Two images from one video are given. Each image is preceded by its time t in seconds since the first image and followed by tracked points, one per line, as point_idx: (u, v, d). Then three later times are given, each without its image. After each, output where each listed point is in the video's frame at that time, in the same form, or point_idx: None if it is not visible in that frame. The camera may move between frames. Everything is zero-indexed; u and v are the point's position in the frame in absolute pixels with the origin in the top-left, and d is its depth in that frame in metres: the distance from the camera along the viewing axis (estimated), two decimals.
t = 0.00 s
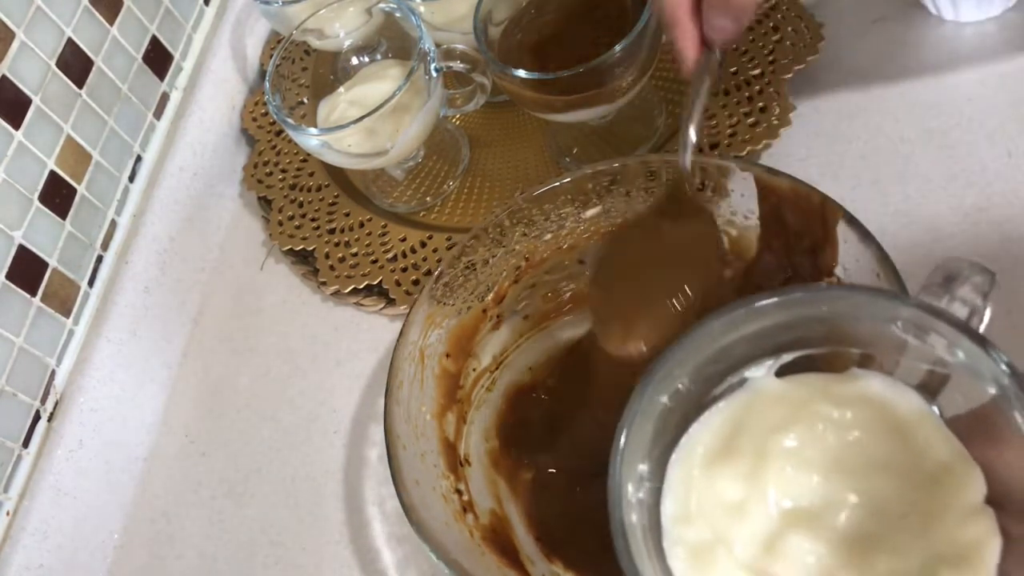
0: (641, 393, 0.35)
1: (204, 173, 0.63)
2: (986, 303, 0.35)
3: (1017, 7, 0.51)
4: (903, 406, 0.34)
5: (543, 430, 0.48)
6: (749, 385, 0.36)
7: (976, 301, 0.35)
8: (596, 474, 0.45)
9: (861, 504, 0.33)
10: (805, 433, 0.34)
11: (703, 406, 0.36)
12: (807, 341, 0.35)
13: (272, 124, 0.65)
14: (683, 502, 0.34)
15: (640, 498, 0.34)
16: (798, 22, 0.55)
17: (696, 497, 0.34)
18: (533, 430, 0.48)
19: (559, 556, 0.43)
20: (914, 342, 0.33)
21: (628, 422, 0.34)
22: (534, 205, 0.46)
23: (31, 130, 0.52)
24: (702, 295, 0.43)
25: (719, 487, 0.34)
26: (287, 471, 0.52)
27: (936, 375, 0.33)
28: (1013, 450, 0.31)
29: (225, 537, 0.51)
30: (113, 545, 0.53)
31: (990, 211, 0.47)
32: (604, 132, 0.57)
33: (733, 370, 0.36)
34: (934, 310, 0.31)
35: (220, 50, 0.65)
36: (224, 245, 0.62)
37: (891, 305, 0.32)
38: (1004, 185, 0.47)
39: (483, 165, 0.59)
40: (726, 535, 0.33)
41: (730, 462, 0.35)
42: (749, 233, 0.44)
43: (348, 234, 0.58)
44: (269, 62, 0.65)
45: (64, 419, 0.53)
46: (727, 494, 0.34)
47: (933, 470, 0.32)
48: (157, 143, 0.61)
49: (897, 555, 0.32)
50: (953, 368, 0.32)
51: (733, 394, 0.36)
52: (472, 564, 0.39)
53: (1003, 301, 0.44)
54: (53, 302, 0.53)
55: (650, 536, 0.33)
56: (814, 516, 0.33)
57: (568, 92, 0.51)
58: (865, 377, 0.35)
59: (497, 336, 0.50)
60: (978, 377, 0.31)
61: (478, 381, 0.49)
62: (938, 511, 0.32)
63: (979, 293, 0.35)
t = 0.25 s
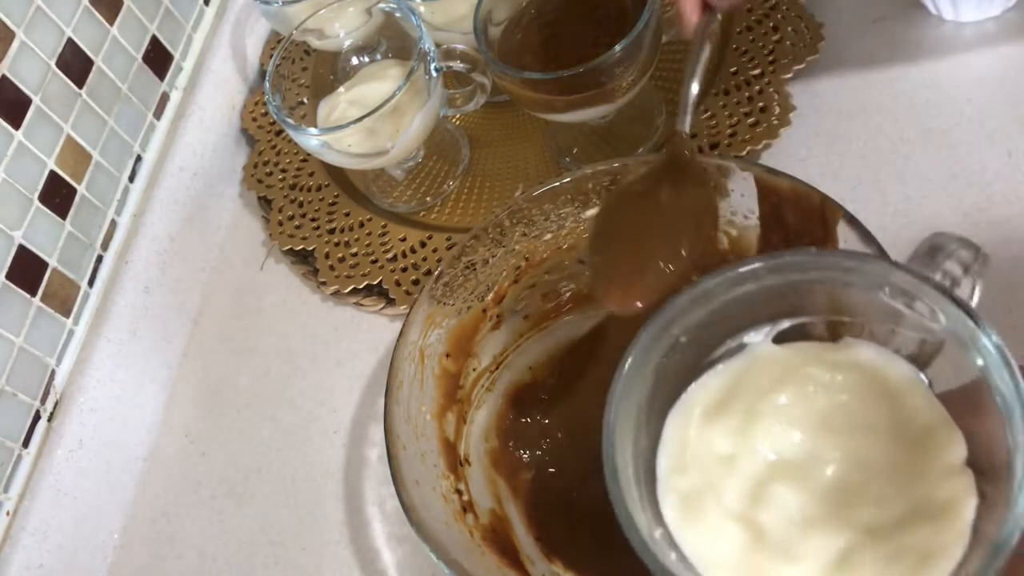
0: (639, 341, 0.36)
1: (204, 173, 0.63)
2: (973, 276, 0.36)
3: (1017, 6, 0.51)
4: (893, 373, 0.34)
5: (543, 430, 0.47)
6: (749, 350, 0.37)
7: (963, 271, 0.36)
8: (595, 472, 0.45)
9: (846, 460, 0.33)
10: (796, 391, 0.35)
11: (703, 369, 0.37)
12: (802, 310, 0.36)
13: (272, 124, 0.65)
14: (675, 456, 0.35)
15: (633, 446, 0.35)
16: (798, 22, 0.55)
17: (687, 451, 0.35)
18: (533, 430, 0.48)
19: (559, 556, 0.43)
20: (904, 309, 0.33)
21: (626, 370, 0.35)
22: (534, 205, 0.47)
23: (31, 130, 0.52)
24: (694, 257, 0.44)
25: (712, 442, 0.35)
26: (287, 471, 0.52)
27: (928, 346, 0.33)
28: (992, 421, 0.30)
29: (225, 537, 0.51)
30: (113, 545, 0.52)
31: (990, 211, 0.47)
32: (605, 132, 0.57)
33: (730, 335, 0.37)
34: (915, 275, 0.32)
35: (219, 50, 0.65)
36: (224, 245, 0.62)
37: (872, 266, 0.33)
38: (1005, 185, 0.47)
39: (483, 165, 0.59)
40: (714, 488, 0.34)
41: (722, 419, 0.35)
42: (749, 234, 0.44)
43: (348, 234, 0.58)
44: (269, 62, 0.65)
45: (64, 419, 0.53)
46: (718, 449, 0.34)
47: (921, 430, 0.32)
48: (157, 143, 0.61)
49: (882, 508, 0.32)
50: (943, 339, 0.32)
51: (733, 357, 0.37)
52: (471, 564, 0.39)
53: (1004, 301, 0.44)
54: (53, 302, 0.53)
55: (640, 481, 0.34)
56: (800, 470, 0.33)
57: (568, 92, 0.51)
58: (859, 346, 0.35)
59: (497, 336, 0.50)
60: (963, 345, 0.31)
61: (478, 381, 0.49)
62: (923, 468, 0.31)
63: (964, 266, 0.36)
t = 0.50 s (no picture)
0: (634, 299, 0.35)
1: (204, 173, 0.63)
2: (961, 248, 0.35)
3: (1017, 6, 0.51)
4: (880, 343, 0.34)
5: (543, 430, 0.47)
6: (742, 318, 0.36)
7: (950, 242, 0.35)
8: (594, 472, 0.45)
9: (833, 419, 0.32)
10: (786, 352, 0.34)
11: (694, 336, 0.36)
12: (796, 281, 0.36)
13: (272, 124, 0.65)
14: (665, 416, 0.34)
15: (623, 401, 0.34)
16: (797, 22, 0.55)
17: (676, 411, 0.34)
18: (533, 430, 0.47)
19: (558, 556, 0.43)
20: (890, 278, 0.34)
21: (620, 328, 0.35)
22: (534, 205, 0.47)
23: (31, 130, 0.52)
24: (697, 233, 0.42)
25: (700, 402, 0.34)
26: (287, 471, 0.52)
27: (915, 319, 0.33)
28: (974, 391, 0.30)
29: (224, 537, 0.51)
30: (112, 545, 0.52)
31: (990, 211, 0.47)
32: (606, 131, 0.57)
33: (724, 303, 0.37)
34: (896, 240, 0.32)
35: (219, 50, 0.65)
36: (224, 245, 0.62)
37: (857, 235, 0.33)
38: (1005, 185, 0.47)
39: (482, 165, 0.59)
40: (701, 445, 0.33)
41: (710, 382, 0.34)
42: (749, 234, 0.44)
43: (348, 234, 0.58)
44: (269, 62, 0.65)
45: (64, 419, 0.53)
46: (706, 408, 0.34)
47: (905, 395, 0.32)
48: (157, 143, 0.61)
49: (866, 466, 0.31)
50: (929, 308, 0.32)
51: (726, 326, 0.36)
52: (471, 564, 0.40)
53: (1004, 301, 0.44)
54: (53, 302, 0.53)
55: (628, 434, 0.33)
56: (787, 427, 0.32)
57: (569, 92, 0.51)
58: (847, 317, 0.35)
59: (497, 336, 0.49)
60: (947, 313, 0.32)
61: (478, 381, 0.49)
62: (906, 430, 0.31)
63: (948, 240, 0.35)
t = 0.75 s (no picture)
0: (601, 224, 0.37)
1: (204, 173, 0.63)
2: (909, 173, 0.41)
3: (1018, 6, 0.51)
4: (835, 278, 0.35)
5: (543, 429, 0.47)
6: (707, 253, 0.38)
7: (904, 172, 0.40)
8: (595, 471, 0.45)
9: (780, 335, 0.33)
10: (740, 279, 0.35)
11: (663, 267, 0.38)
12: (767, 220, 0.38)
13: (272, 124, 0.65)
14: (628, 335, 0.36)
15: (585, 324, 0.36)
16: (797, 22, 0.55)
17: (637, 333, 0.36)
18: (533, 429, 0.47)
19: (559, 555, 0.43)
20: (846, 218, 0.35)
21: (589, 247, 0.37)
22: (534, 205, 0.47)
23: (31, 130, 0.52)
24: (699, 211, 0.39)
25: (658, 325, 0.36)
26: (286, 471, 0.52)
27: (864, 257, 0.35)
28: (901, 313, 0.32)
29: (224, 537, 0.51)
30: (112, 545, 0.52)
31: (989, 211, 0.47)
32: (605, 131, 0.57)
33: (691, 238, 0.39)
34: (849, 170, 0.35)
35: (219, 50, 0.65)
36: (224, 245, 0.62)
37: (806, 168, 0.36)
38: (1005, 185, 0.48)
39: (482, 165, 0.59)
40: (655, 358, 0.34)
41: (669, 306, 0.36)
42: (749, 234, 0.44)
43: (348, 234, 0.58)
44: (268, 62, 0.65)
45: (64, 419, 0.53)
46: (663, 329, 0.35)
47: (849, 321, 0.33)
48: (157, 143, 0.61)
49: (808, 376, 0.32)
50: (878, 246, 0.34)
51: (695, 259, 0.38)
52: (471, 564, 0.40)
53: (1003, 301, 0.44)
54: (53, 302, 0.53)
55: (588, 350, 0.35)
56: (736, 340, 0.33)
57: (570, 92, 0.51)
58: (806, 257, 0.36)
59: (497, 336, 0.49)
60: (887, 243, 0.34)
61: (478, 381, 0.49)
62: (850, 339, 0.32)
63: (901, 171, 0.40)
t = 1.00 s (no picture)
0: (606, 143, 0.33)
1: (204, 173, 0.63)
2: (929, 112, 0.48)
3: (1017, 6, 0.51)
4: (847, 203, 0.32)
5: (543, 430, 0.47)
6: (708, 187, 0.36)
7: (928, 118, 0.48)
8: (594, 469, 0.45)
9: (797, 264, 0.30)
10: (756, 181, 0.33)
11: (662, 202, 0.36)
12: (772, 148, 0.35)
13: (272, 123, 0.65)
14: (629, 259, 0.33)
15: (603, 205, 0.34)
16: (797, 22, 0.55)
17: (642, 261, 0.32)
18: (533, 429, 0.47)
19: (559, 555, 0.43)
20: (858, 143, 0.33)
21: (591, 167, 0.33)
22: (534, 204, 0.47)
23: (31, 130, 0.52)
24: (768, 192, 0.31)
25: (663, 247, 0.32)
26: (286, 471, 0.52)
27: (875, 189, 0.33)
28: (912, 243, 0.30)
29: (224, 538, 0.51)
30: (113, 545, 0.52)
31: (989, 211, 0.47)
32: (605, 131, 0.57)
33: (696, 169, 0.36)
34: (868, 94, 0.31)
35: (219, 50, 0.65)
36: (224, 245, 0.62)
37: (812, 87, 0.33)
38: (1005, 185, 0.48)
39: (482, 164, 0.59)
40: (660, 284, 0.32)
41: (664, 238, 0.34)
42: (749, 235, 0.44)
43: (348, 234, 0.58)
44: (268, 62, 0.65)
45: (64, 419, 0.53)
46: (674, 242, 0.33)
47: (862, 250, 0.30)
48: (157, 143, 0.61)
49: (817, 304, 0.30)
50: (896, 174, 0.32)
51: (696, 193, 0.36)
52: (471, 564, 0.40)
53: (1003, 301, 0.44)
54: (53, 302, 0.53)
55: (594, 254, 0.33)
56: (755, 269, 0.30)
57: (569, 92, 0.51)
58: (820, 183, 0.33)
59: (497, 336, 0.49)
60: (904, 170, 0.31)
61: (478, 381, 0.49)
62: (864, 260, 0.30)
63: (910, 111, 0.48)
